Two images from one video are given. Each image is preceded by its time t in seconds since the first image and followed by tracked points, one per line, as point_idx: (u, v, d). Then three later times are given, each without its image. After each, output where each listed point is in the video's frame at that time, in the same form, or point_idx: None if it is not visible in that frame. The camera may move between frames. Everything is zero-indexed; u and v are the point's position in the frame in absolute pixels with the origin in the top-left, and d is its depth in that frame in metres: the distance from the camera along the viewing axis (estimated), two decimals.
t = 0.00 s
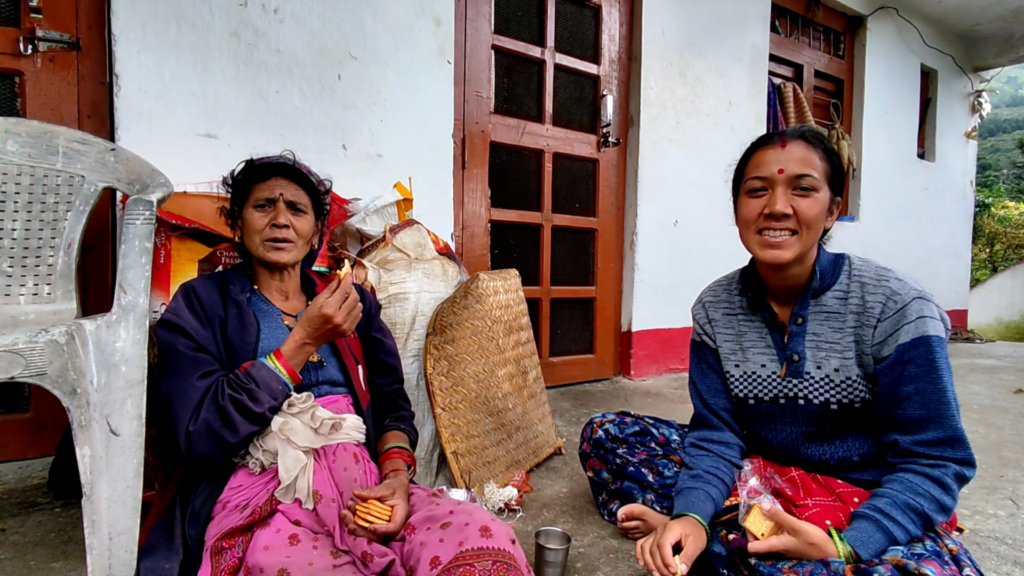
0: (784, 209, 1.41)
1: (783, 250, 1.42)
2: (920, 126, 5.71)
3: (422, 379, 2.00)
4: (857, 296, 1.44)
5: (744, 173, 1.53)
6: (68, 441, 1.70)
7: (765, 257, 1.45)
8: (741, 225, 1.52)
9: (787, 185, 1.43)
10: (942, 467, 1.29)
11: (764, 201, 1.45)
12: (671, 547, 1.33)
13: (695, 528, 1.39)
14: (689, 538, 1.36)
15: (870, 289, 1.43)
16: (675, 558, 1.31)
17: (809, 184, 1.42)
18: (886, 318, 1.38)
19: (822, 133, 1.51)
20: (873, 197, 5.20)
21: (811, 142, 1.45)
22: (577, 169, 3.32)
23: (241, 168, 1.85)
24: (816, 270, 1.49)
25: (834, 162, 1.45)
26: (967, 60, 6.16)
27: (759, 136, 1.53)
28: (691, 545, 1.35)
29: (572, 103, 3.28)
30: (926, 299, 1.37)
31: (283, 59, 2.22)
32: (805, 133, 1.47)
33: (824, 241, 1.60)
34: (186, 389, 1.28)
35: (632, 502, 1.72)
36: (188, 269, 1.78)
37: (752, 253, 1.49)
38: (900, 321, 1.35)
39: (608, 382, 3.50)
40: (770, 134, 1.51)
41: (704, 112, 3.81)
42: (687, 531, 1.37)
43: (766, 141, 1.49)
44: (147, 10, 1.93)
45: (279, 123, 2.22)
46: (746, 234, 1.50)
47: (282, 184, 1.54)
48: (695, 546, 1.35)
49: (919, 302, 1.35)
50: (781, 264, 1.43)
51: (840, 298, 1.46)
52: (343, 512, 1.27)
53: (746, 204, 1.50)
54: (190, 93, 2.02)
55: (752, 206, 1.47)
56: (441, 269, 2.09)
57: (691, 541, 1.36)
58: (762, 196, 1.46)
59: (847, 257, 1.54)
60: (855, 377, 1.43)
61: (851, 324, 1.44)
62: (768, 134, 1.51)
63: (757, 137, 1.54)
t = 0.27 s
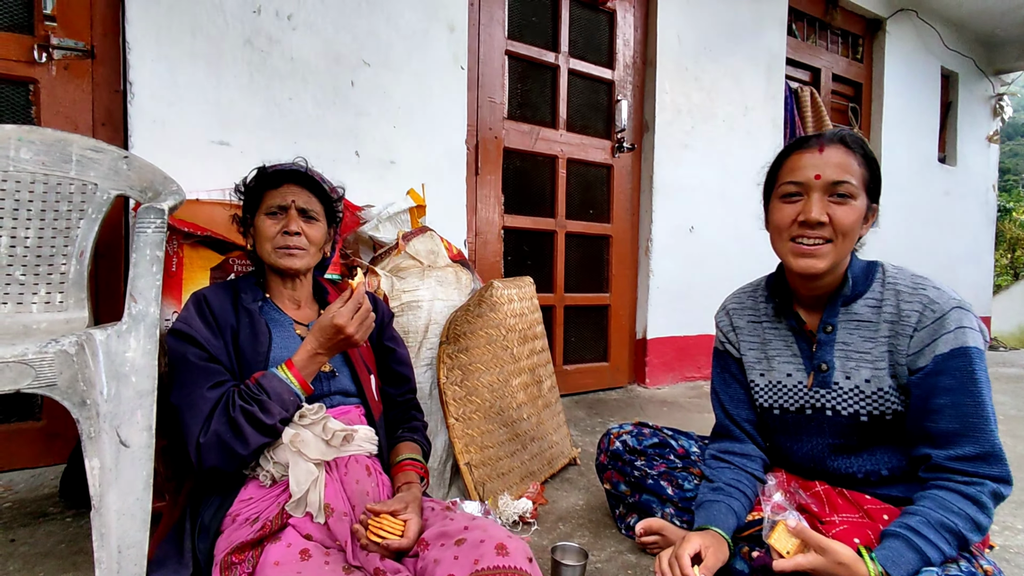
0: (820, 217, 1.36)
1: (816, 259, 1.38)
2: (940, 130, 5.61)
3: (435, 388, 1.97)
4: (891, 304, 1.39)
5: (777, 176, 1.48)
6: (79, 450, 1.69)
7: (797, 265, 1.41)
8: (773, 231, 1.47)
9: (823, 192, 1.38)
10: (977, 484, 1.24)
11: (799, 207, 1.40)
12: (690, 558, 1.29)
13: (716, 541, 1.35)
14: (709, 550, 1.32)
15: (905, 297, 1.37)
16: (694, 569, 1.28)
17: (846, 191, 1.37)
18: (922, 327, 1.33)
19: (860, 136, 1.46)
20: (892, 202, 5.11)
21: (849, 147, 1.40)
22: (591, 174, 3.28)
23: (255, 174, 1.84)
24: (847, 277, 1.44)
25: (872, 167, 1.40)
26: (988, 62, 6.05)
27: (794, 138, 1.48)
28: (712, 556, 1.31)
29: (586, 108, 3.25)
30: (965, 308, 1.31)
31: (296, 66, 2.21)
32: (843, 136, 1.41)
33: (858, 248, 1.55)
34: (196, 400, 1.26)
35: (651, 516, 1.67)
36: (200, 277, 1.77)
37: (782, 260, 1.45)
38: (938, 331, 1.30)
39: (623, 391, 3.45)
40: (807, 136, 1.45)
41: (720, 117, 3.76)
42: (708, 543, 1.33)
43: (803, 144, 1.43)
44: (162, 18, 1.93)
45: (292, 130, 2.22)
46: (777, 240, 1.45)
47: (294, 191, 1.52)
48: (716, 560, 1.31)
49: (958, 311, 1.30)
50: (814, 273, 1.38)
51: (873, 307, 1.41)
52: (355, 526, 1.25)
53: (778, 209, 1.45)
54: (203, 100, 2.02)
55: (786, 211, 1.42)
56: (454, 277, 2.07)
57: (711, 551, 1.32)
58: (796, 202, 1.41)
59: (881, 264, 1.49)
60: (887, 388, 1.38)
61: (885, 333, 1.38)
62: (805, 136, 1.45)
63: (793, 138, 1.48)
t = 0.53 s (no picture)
0: (860, 223, 1.32)
1: (854, 266, 1.34)
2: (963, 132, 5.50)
3: (453, 397, 1.94)
4: (932, 314, 1.34)
5: (815, 180, 1.44)
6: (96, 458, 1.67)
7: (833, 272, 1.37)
8: (808, 236, 1.44)
9: (863, 197, 1.34)
10: (1019, 501, 1.18)
11: (838, 213, 1.36)
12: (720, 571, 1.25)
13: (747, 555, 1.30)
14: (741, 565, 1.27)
15: (947, 307, 1.33)
16: None
17: (888, 197, 1.33)
18: (965, 338, 1.28)
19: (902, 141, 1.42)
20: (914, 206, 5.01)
21: (892, 151, 1.36)
22: (608, 179, 3.24)
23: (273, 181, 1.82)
24: (886, 285, 1.39)
25: (915, 173, 1.36)
26: (1011, 64, 5.93)
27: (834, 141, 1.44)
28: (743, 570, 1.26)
29: (603, 112, 3.22)
30: (1011, 319, 1.27)
31: (313, 71, 2.20)
32: (886, 140, 1.37)
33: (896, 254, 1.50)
34: (214, 410, 1.24)
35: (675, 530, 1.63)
36: (217, 284, 1.77)
37: (818, 266, 1.41)
38: (982, 342, 1.26)
39: (640, 398, 3.40)
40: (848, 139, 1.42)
41: (739, 120, 3.71)
42: (738, 557, 1.28)
43: (844, 148, 1.40)
44: (180, 25, 1.93)
45: (309, 136, 2.21)
46: (813, 246, 1.41)
47: (313, 199, 1.50)
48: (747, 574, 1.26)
49: (1003, 322, 1.26)
50: (851, 281, 1.35)
51: (913, 317, 1.37)
52: (375, 540, 1.22)
53: (816, 214, 1.41)
54: (221, 106, 2.02)
55: (824, 217, 1.38)
56: (472, 283, 2.04)
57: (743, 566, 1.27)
58: (834, 207, 1.38)
59: (921, 273, 1.44)
60: (927, 401, 1.33)
61: (925, 344, 1.34)
62: (846, 139, 1.41)
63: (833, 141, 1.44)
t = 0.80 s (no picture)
0: (894, 225, 1.27)
1: (887, 269, 1.28)
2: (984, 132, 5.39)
3: (468, 403, 1.89)
4: (971, 319, 1.28)
5: (844, 180, 1.39)
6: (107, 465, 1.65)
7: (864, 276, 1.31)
8: (837, 238, 1.38)
9: (897, 198, 1.29)
10: None
11: (870, 214, 1.31)
12: None
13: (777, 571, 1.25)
14: None
15: (986, 311, 1.27)
16: None
17: (923, 198, 1.28)
18: (1006, 344, 1.23)
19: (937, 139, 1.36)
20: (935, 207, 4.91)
21: (927, 150, 1.30)
22: (623, 181, 3.20)
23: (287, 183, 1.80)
24: (920, 289, 1.34)
25: (951, 172, 1.31)
26: None
27: (864, 139, 1.38)
28: None
29: (618, 113, 3.17)
30: None
31: (326, 73, 2.18)
32: (920, 139, 1.32)
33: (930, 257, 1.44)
34: (228, 418, 1.21)
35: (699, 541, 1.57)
36: (229, 288, 1.74)
37: (847, 270, 1.36)
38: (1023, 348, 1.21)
39: (657, 403, 3.34)
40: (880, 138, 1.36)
41: (756, 121, 3.65)
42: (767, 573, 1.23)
43: (875, 146, 1.34)
44: (192, 27, 1.92)
45: (322, 138, 2.18)
46: (842, 248, 1.36)
47: (328, 202, 1.47)
48: None
49: None
50: (883, 285, 1.29)
51: (949, 322, 1.31)
52: (392, 553, 1.20)
53: (846, 215, 1.35)
54: (233, 109, 2.00)
55: (855, 218, 1.33)
56: (487, 287, 2.00)
57: None
58: (866, 208, 1.32)
59: (957, 276, 1.38)
60: (966, 410, 1.27)
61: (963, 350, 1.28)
62: (877, 137, 1.36)
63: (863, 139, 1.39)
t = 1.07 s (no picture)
0: (920, 224, 1.21)
1: (912, 270, 1.23)
2: (1001, 130, 5.30)
3: (479, 408, 1.85)
4: (1001, 320, 1.24)
5: (865, 178, 1.33)
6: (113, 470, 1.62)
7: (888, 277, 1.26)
8: (858, 238, 1.33)
9: (922, 197, 1.24)
10: None
11: (894, 213, 1.26)
12: None
13: None
14: None
15: (1018, 312, 1.22)
16: None
17: (950, 196, 1.23)
18: None
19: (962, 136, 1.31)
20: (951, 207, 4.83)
21: (953, 146, 1.25)
22: (634, 181, 3.15)
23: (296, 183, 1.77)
24: (947, 291, 1.29)
25: (978, 169, 1.26)
26: None
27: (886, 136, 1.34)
28: None
29: (629, 112, 3.13)
30: None
31: (334, 73, 2.15)
32: (945, 135, 1.27)
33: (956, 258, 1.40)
34: (234, 424, 1.18)
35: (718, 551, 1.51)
36: (237, 291, 1.72)
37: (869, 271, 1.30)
38: None
39: (669, 407, 3.29)
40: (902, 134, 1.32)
41: (769, 120, 3.59)
42: None
43: (898, 143, 1.29)
44: (200, 26, 1.90)
45: (330, 138, 2.16)
46: (864, 249, 1.30)
47: (337, 202, 1.44)
48: None
49: None
50: (908, 287, 1.24)
51: (978, 324, 1.26)
52: (402, 563, 1.16)
53: (868, 214, 1.30)
54: (241, 109, 1.98)
55: (878, 217, 1.28)
56: (498, 289, 1.96)
57: None
58: (889, 207, 1.27)
59: (985, 276, 1.33)
60: (997, 415, 1.23)
61: (993, 353, 1.23)
62: (900, 134, 1.31)
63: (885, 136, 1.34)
